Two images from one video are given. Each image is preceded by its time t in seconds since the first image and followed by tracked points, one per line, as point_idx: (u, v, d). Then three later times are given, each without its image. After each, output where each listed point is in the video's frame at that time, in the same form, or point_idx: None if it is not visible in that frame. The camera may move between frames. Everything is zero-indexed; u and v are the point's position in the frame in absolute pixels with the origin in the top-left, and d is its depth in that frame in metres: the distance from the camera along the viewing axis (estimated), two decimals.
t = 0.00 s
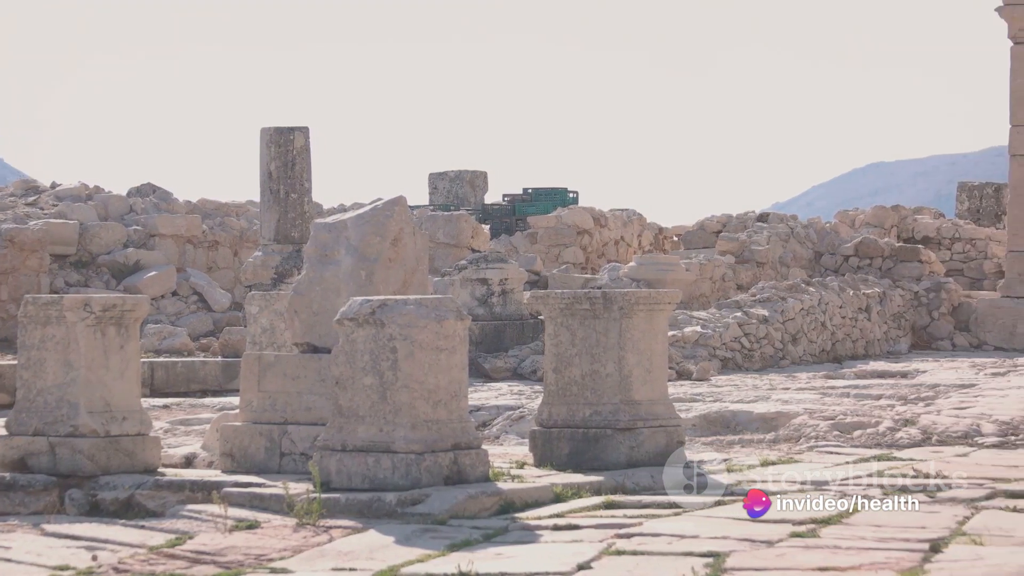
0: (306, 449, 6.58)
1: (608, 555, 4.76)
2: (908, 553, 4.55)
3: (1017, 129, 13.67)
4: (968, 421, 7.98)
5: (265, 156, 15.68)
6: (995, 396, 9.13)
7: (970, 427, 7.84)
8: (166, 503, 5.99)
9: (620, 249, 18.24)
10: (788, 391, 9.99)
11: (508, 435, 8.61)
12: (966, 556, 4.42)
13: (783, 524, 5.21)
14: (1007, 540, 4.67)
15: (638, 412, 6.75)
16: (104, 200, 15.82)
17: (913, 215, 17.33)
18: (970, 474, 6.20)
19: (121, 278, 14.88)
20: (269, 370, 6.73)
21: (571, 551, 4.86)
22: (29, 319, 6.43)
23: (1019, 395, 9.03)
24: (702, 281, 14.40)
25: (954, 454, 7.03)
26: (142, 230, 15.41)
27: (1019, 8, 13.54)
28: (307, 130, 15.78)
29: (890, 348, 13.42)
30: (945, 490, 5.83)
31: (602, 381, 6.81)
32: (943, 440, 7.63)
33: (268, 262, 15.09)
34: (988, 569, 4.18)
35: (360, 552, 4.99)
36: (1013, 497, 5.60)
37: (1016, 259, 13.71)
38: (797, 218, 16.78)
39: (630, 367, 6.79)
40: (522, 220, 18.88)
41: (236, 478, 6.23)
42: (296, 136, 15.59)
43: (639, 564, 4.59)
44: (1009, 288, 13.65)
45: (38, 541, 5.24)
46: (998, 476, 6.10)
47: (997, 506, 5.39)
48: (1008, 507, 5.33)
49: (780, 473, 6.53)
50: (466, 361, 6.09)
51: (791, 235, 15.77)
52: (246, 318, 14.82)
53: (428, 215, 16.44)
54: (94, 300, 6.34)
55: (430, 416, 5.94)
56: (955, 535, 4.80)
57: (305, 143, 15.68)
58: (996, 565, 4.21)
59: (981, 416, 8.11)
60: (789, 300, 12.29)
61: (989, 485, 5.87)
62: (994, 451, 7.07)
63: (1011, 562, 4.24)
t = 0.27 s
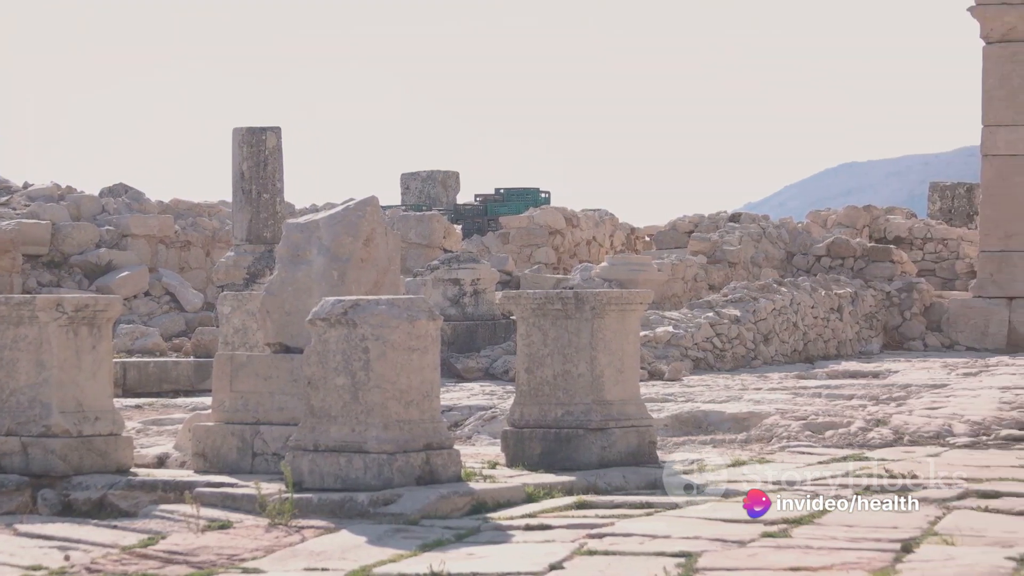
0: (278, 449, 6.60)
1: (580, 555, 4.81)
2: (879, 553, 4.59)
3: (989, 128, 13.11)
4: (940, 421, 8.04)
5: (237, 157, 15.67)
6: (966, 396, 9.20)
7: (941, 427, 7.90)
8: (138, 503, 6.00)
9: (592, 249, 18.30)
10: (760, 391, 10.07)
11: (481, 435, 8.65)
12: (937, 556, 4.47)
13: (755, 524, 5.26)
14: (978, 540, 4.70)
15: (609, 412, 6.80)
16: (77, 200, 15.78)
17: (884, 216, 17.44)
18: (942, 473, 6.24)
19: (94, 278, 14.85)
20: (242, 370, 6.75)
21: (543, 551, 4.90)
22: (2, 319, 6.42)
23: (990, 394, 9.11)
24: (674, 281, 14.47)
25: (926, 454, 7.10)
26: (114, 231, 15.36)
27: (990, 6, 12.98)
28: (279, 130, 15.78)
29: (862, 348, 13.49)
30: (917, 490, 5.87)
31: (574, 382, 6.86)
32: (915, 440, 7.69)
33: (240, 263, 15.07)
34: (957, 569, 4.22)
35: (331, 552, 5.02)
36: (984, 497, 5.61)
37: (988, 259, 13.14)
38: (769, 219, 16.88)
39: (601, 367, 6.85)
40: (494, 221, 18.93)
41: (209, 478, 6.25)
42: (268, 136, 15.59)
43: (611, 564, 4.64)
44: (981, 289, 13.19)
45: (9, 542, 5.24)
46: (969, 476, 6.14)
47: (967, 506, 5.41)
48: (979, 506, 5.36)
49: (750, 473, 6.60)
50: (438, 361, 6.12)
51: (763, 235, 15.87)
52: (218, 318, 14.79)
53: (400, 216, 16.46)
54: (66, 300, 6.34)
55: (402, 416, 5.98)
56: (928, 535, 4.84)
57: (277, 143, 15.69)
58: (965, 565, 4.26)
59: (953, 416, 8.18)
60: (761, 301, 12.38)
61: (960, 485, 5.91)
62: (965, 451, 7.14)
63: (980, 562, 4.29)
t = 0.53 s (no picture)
0: (249, 450, 6.62)
1: (550, 555, 4.86)
2: (850, 553, 4.65)
3: (959, 128, 12.74)
4: (911, 422, 8.12)
5: (208, 157, 15.65)
6: (937, 396, 9.29)
7: (912, 427, 7.97)
8: (109, 503, 6.02)
9: (563, 250, 18.35)
10: (731, 391, 10.16)
11: (452, 435, 8.70)
12: (908, 556, 4.52)
13: (725, 524, 5.32)
14: (948, 540, 4.76)
15: (581, 412, 6.86)
16: (48, 200, 15.72)
17: (855, 216, 17.57)
18: (912, 473, 6.31)
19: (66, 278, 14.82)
20: (213, 370, 6.77)
21: (515, 551, 4.94)
22: None
23: (961, 395, 9.21)
24: (645, 281, 14.55)
25: (897, 454, 7.18)
26: (85, 231, 15.31)
27: (961, 6, 12.65)
28: (251, 130, 15.77)
29: (832, 348, 13.60)
30: (888, 490, 5.93)
31: (545, 381, 6.91)
32: (886, 440, 7.76)
33: (212, 263, 15.05)
34: (928, 568, 4.28)
35: (303, 552, 5.05)
36: (955, 496, 5.61)
37: (959, 259, 12.78)
38: (740, 219, 16.98)
39: (573, 367, 6.90)
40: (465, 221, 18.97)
41: (180, 478, 6.27)
42: (239, 136, 15.58)
43: (581, 564, 4.68)
44: (952, 288, 12.85)
45: None
46: (939, 476, 6.18)
47: (938, 506, 5.44)
48: (950, 506, 5.40)
49: (720, 473, 6.67)
50: (410, 361, 6.14)
51: (734, 235, 15.98)
52: (190, 318, 14.76)
53: (372, 216, 16.48)
54: (38, 300, 6.34)
55: (373, 416, 6.01)
56: (898, 535, 4.90)
57: (248, 143, 15.68)
58: (935, 565, 4.32)
59: (924, 416, 8.27)
60: (732, 301, 12.46)
61: (930, 484, 5.97)
62: (935, 451, 7.22)
63: (950, 562, 4.35)
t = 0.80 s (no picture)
0: (220, 449, 6.61)
1: (521, 555, 4.89)
2: (821, 553, 4.70)
3: (930, 129, 12.83)
4: (881, 422, 8.19)
5: (179, 157, 15.60)
6: (908, 396, 9.37)
7: (883, 427, 8.04)
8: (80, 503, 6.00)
9: (534, 250, 18.37)
10: (701, 391, 10.22)
11: (423, 435, 8.72)
12: (879, 556, 4.57)
13: (696, 524, 5.37)
14: (917, 539, 4.82)
15: (551, 412, 6.89)
16: (18, 200, 15.63)
17: (826, 217, 17.68)
18: (881, 473, 6.37)
19: (36, 278, 14.76)
20: (183, 371, 6.76)
21: (486, 551, 4.97)
22: None
23: (931, 395, 9.30)
24: (616, 281, 14.60)
25: (866, 455, 7.25)
26: (55, 231, 15.23)
27: (931, 6, 12.75)
28: (222, 130, 15.73)
29: (802, 348, 13.70)
30: (858, 490, 5.98)
31: (516, 381, 6.94)
32: (857, 440, 7.83)
33: (182, 263, 15.01)
34: (899, 568, 4.32)
35: (273, 552, 5.06)
36: (925, 496, 5.67)
37: (930, 259, 12.87)
38: (710, 219, 17.06)
39: (543, 367, 6.93)
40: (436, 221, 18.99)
41: (150, 478, 6.27)
42: (210, 136, 15.55)
43: (551, 564, 4.72)
44: (921, 289, 12.95)
45: None
46: (909, 476, 6.23)
47: (908, 506, 5.51)
48: (919, 506, 5.46)
49: (691, 473, 6.72)
50: (381, 361, 6.16)
51: (704, 235, 16.07)
52: (160, 318, 14.71)
53: (343, 216, 16.47)
54: (7, 301, 6.32)
55: (343, 416, 6.02)
56: (869, 535, 4.96)
57: (219, 143, 15.64)
58: (906, 565, 4.37)
59: (894, 416, 8.35)
60: (703, 301, 12.52)
61: (901, 484, 6.02)
62: (906, 451, 7.28)
63: (920, 562, 4.40)
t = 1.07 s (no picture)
0: (194, 449, 6.61)
1: (495, 555, 4.92)
2: (794, 553, 4.74)
3: (904, 128, 12.95)
4: (855, 422, 8.25)
5: (153, 157, 15.57)
6: (881, 396, 9.45)
7: (856, 427, 8.10)
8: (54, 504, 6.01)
9: (508, 250, 18.38)
10: (675, 391, 10.29)
11: (397, 435, 8.74)
12: (852, 557, 4.62)
13: (669, 524, 5.42)
14: (888, 539, 4.89)
15: (526, 412, 6.92)
16: None
17: (799, 217, 17.79)
18: (852, 473, 6.44)
19: (9, 278, 14.70)
20: (158, 371, 6.76)
21: (460, 552, 5.01)
22: None
23: (905, 395, 9.37)
24: (589, 282, 14.66)
25: (840, 455, 7.31)
26: (28, 230, 15.16)
27: (905, 6, 12.89)
28: (196, 130, 15.71)
29: (776, 348, 13.78)
30: (832, 490, 6.03)
31: (490, 382, 6.98)
32: (830, 441, 7.89)
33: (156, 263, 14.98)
34: (872, 568, 4.38)
35: (248, 552, 5.08)
36: (898, 496, 5.73)
37: (903, 259, 13.04)
38: (684, 219, 17.14)
39: (517, 367, 6.96)
40: (410, 221, 19.01)
41: (125, 478, 6.28)
42: (184, 135, 15.50)
43: (525, 564, 4.76)
44: (895, 288, 13.11)
45: None
46: (881, 476, 6.29)
47: (880, 506, 5.57)
48: (892, 507, 5.52)
49: (664, 473, 6.77)
50: (355, 361, 6.18)
51: (678, 236, 16.15)
52: (135, 318, 14.68)
53: (317, 216, 16.47)
54: None
55: (317, 416, 6.03)
56: (840, 535, 5.02)
57: (193, 143, 15.60)
58: (878, 565, 4.42)
59: (867, 416, 8.43)
60: (677, 301, 12.58)
61: (874, 485, 6.08)
62: (878, 451, 7.36)
63: (892, 563, 4.45)
